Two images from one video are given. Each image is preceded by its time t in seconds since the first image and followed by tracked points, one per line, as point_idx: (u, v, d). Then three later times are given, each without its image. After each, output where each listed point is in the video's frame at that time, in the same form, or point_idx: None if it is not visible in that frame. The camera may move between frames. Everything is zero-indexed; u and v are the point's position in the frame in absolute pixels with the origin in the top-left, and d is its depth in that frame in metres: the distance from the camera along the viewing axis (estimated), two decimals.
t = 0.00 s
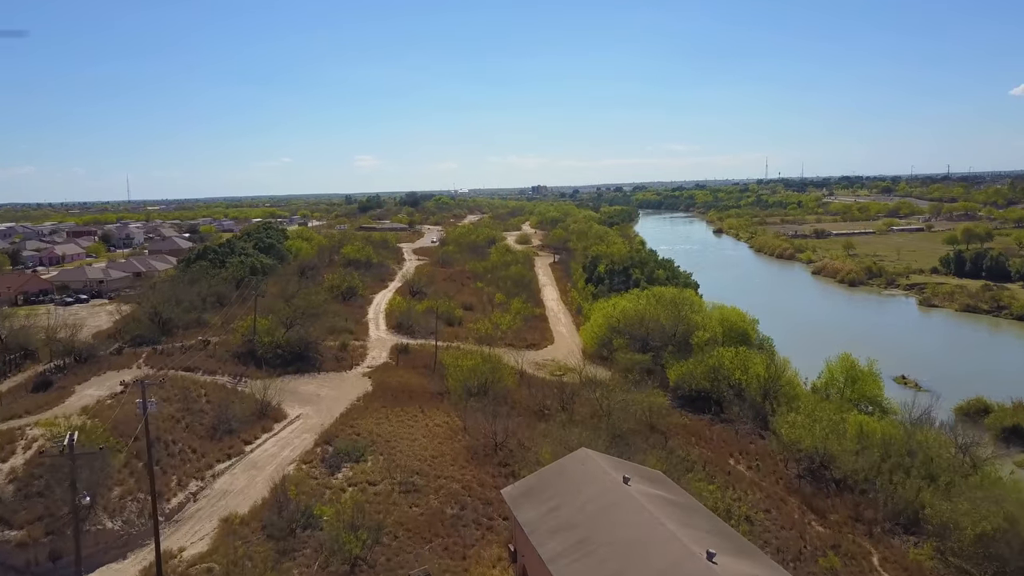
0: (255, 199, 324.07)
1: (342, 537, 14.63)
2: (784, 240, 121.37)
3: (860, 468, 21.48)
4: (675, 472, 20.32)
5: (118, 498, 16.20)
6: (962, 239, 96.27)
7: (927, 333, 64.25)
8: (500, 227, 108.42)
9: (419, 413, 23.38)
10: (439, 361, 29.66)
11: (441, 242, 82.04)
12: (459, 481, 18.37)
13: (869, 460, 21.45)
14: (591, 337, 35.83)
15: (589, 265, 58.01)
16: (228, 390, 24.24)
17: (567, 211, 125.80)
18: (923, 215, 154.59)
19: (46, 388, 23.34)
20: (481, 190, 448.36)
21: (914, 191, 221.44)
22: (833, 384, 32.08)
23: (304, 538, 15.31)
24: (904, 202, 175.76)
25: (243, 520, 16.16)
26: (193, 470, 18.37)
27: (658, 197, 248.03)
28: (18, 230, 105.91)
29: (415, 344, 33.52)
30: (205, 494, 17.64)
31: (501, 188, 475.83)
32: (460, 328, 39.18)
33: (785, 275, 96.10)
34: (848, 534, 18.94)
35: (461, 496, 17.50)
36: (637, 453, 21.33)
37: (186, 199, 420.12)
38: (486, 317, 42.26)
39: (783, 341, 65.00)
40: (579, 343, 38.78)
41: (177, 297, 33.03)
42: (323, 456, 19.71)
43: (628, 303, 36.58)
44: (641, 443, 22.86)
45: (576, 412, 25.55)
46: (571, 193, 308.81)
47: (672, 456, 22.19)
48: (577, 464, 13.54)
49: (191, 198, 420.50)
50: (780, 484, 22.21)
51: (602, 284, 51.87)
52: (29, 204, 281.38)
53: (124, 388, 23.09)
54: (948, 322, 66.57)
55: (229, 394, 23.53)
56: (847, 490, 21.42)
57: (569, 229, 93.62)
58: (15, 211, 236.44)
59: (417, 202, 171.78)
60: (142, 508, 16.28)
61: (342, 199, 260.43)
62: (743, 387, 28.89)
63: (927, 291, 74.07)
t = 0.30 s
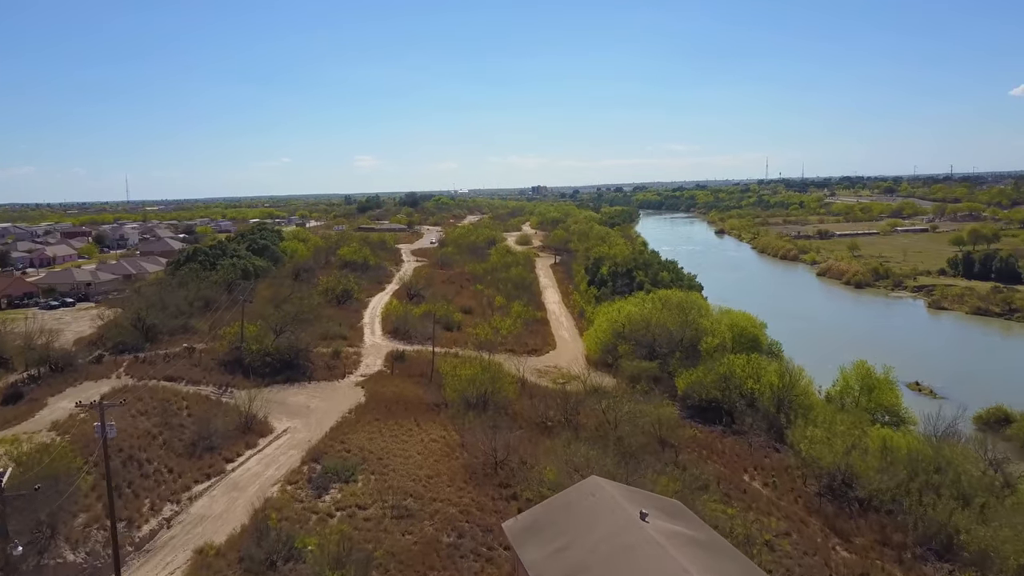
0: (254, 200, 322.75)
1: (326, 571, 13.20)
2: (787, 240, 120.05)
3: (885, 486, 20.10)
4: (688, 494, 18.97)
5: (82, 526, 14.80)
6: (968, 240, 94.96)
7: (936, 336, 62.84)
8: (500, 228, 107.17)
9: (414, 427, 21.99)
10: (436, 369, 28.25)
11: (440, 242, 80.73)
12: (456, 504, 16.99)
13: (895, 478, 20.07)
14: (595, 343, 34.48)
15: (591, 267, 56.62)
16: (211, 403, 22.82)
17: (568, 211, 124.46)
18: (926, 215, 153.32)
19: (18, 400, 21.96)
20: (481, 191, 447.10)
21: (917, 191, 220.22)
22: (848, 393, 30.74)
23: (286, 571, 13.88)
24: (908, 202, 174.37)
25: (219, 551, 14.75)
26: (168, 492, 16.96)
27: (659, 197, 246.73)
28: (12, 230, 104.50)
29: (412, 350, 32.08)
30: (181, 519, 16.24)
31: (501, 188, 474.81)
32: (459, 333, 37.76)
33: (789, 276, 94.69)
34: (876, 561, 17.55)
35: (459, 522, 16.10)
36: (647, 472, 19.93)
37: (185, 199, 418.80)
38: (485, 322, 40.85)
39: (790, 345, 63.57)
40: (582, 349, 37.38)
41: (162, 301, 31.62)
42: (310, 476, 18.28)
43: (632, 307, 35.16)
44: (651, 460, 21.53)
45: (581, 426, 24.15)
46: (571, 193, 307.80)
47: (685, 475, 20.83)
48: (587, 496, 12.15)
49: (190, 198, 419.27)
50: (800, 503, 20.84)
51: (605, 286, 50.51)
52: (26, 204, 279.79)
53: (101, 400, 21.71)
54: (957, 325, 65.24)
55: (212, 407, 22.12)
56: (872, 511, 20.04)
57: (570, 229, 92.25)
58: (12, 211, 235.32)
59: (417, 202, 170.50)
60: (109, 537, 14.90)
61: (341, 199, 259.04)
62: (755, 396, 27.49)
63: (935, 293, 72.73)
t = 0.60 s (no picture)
0: (253, 200, 321.67)
1: None
2: (790, 241, 118.74)
3: (913, 506, 18.49)
4: (704, 518, 17.59)
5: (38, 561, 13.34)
6: (975, 241, 93.61)
7: (946, 340, 61.47)
8: (500, 229, 105.85)
9: (408, 444, 20.61)
10: (434, 379, 26.85)
11: (439, 244, 79.40)
12: (453, 534, 15.59)
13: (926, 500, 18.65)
14: (599, 349, 33.09)
15: (593, 269, 55.27)
16: (193, 417, 21.38)
17: (569, 211, 123.07)
18: (930, 216, 152.00)
19: None
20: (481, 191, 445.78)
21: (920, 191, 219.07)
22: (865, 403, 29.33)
23: None
24: (911, 202, 173.00)
25: None
26: (138, 519, 15.50)
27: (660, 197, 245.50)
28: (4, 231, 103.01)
29: (408, 358, 30.63)
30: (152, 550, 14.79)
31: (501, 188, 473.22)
32: (457, 339, 36.32)
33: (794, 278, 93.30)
34: None
35: (455, 555, 14.70)
36: (660, 495, 18.48)
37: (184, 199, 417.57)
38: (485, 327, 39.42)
39: (796, 348, 62.17)
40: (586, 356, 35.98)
41: (146, 307, 30.18)
42: (295, 501, 16.87)
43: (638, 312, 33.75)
44: (663, 480, 20.15)
45: (587, 443, 22.76)
46: (571, 193, 306.57)
47: (699, 497, 19.44)
48: (600, 537, 10.78)
49: (189, 198, 418.04)
50: (822, 527, 19.45)
51: (608, 289, 49.13)
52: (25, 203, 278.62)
53: (73, 415, 20.28)
54: (968, 328, 63.85)
55: (193, 423, 20.70)
56: (901, 535, 18.63)
57: (571, 229, 90.95)
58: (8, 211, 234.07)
59: (417, 203, 169.26)
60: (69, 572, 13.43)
61: (340, 199, 257.65)
62: (769, 407, 26.09)
63: (944, 296, 71.34)
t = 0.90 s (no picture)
0: (252, 201, 319.97)
1: None
2: (794, 242, 117.42)
3: (946, 527, 16.99)
4: (722, 547, 16.20)
5: None
6: (983, 242, 92.17)
7: (954, 343, 60.20)
8: (499, 230, 104.50)
9: (402, 463, 19.21)
10: (431, 390, 25.48)
11: (438, 245, 78.01)
12: (449, 567, 14.26)
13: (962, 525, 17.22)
14: (603, 356, 31.72)
15: (596, 271, 53.87)
16: (171, 432, 19.99)
17: (569, 211, 121.65)
18: (934, 217, 150.60)
19: None
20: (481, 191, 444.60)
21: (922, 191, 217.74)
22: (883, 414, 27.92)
23: None
24: (914, 202, 171.51)
25: None
26: (103, 552, 14.12)
27: (660, 198, 244.05)
28: None
29: (404, 367, 29.22)
30: None
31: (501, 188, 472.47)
32: (456, 345, 34.91)
33: (798, 279, 91.92)
34: None
35: None
36: (673, 518, 17.14)
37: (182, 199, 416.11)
38: (485, 332, 38.02)
39: (801, 351, 60.81)
40: (590, 362, 34.60)
41: (129, 312, 28.82)
42: (277, 529, 15.51)
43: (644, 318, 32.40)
44: (677, 503, 18.76)
45: (592, 461, 21.40)
46: (571, 193, 305.29)
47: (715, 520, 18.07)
48: None
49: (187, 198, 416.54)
50: (847, 554, 18.09)
51: (611, 292, 47.78)
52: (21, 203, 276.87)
53: (42, 432, 18.91)
54: (978, 331, 62.47)
55: (171, 440, 19.32)
56: (934, 564, 17.24)
57: (572, 230, 89.54)
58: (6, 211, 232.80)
59: (416, 203, 167.89)
60: None
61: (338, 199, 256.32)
62: (784, 420, 24.69)
63: (953, 299, 69.96)
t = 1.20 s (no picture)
0: (251, 201, 318.65)
1: None
2: (797, 242, 116.05)
3: (983, 553, 15.58)
4: None
5: None
6: (990, 243, 90.84)
7: (963, 346, 58.90)
8: (499, 230, 103.13)
9: (394, 484, 17.83)
10: (427, 402, 24.13)
11: (437, 245, 76.65)
12: None
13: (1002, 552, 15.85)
14: (607, 363, 30.38)
15: (598, 273, 52.46)
16: (147, 450, 18.60)
17: (569, 211, 120.26)
18: (938, 217, 149.36)
19: None
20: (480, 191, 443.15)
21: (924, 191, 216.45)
22: (902, 425, 26.56)
23: None
24: (917, 202, 170.15)
25: None
26: None
27: (661, 197, 242.66)
28: None
29: (399, 375, 27.81)
30: None
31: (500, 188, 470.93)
32: (454, 351, 33.49)
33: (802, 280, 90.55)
34: None
35: None
36: (688, 546, 15.75)
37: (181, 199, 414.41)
38: (484, 337, 36.61)
39: (806, 355, 59.50)
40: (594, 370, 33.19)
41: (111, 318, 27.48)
42: (256, 561, 14.13)
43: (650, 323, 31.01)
44: (691, 528, 17.41)
45: (598, 481, 20.03)
46: (571, 193, 303.94)
47: (733, 547, 16.69)
48: None
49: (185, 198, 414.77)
50: None
51: (615, 295, 46.43)
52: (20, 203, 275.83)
53: (6, 451, 17.54)
54: (989, 335, 61.13)
55: (146, 459, 17.94)
56: None
57: (573, 230, 88.06)
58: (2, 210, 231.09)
59: (416, 203, 166.36)
60: None
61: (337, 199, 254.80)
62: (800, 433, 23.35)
63: (962, 301, 68.59)
